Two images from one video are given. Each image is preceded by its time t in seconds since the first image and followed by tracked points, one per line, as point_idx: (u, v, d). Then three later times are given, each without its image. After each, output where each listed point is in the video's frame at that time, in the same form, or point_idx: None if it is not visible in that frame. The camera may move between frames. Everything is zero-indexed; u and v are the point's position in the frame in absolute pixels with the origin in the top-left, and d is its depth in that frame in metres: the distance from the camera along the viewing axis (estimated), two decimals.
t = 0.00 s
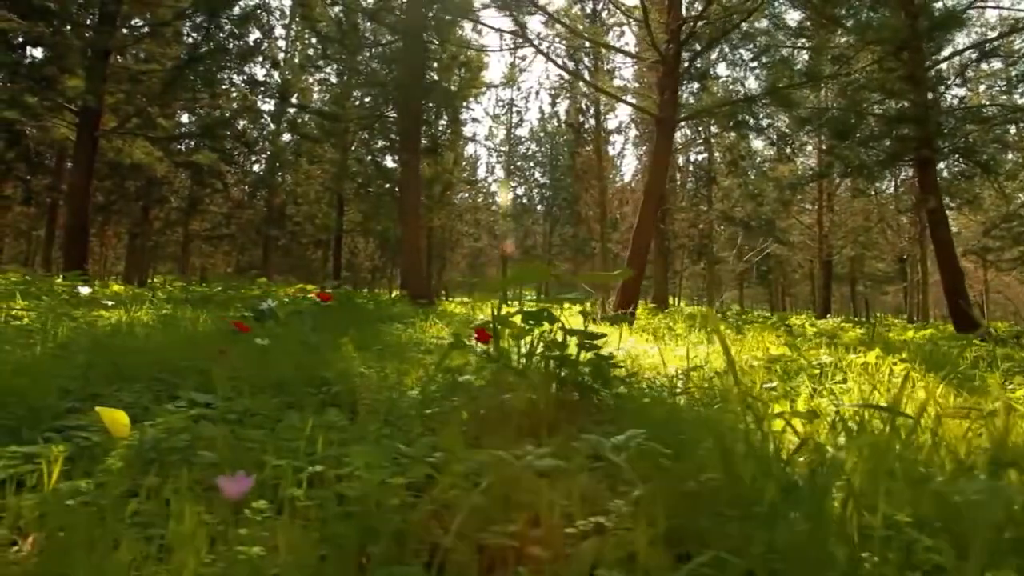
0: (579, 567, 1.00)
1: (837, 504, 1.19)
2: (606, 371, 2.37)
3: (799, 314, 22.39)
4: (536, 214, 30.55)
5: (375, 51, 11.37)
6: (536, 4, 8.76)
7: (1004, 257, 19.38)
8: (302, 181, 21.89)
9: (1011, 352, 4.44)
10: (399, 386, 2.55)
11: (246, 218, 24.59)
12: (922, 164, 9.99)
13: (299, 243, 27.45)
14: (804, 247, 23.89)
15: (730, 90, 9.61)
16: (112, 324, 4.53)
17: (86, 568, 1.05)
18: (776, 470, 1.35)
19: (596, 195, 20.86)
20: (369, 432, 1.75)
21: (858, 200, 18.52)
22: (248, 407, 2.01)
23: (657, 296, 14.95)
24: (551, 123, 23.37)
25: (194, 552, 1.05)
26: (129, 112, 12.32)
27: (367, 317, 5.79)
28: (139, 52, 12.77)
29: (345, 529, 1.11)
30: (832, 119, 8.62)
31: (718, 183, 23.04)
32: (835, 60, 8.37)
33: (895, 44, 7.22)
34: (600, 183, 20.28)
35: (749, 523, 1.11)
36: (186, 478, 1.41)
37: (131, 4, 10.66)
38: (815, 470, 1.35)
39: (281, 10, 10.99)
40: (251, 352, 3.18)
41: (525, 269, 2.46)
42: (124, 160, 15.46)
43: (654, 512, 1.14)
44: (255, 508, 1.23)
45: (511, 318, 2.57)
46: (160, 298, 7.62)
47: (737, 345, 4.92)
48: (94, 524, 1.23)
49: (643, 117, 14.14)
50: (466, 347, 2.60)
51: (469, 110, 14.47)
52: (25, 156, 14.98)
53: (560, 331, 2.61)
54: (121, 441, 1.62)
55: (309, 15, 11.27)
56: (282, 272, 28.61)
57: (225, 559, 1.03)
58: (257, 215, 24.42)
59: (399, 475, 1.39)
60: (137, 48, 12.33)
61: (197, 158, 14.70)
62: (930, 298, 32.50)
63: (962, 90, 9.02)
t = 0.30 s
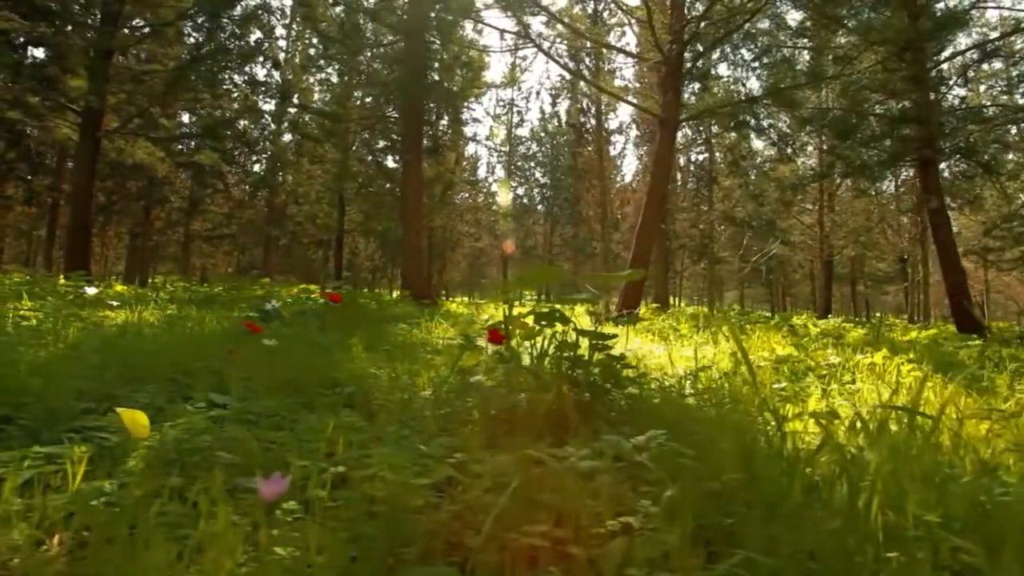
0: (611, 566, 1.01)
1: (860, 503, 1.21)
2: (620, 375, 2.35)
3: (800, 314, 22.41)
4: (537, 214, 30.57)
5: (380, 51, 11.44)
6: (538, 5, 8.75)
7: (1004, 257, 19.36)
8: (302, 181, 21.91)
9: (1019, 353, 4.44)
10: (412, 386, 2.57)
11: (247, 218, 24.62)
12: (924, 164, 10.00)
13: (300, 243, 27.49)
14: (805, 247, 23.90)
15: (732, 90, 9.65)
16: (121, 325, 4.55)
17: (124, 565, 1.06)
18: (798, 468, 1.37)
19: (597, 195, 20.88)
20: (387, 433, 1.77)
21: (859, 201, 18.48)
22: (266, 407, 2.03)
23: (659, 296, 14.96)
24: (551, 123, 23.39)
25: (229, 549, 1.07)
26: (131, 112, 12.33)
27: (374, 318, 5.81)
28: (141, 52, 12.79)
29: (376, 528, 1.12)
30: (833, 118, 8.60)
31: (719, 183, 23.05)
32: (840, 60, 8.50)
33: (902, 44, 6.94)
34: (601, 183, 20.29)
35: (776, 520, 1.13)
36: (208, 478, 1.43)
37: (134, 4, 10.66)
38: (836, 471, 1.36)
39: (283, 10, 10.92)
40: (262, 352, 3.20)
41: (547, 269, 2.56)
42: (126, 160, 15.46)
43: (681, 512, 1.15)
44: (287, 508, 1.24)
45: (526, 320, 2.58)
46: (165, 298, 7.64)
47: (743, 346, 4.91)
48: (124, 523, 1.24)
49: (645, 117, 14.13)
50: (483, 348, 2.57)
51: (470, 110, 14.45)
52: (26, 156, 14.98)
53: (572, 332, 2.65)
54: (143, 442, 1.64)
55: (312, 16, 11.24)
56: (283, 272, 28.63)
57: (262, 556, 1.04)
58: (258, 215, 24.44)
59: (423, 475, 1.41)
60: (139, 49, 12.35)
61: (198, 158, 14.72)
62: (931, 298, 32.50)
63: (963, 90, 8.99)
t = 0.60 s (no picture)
0: (636, 565, 1.02)
1: (879, 501, 1.22)
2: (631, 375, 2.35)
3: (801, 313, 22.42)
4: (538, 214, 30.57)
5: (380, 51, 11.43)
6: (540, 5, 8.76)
7: (1004, 257, 19.37)
8: (303, 181, 21.93)
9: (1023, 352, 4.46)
10: (422, 387, 2.58)
11: (247, 218, 24.62)
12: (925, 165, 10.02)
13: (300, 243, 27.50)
14: (806, 247, 23.92)
15: (733, 90, 9.69)
16: (127, 325, 4.56)
17: (154, 566, 1.08)
18: (817, 469, 1.38)
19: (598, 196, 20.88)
20: (403, 433, 1.78)
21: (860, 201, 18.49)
22: (281, 407, 2.04)
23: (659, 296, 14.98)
24: (551, 123, 23.41)
25: (258, 548, 1.07)
26: (133, 111, 12.33)
27: (377, 319, 5.83)
28: (143, 52, 12.80)
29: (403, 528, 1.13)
30: (835, 118, 8.57)
31: (719, 183, 23.07)
32: (841, 60, 8.39)
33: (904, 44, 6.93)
34: (602, 183, 20.30)
35: (799, 518, 1.14)
36: (229, 478, 1.44)
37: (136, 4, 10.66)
38: (854, 474, 1.38)
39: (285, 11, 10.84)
40: (270, 352, 3.21)
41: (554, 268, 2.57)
42: (127, 160, 15.44)
43: (703, 512, 1.16)
44: (313, 508, 1.26)
45: (535, 319, 2.57)
46: (168, 299, 7.65)
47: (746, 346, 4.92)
48: (149, 523, 1.25)
49: (645, 116, 14.16)
50: (495, 350, 2.51)
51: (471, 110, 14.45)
52: (28, 156, 14.99)
53: (581, 333, 2.64)
54: (161, 442, 1.64)
55: (314, 16, 11.12)
56: (284, 272, 28.64)
57: (294, 555, 1.05)
58: (259, 215, 24.44)
59: (444, 476, 1.42)
60: (140, 49, 12.36)
61: (200, 158, 14.73)
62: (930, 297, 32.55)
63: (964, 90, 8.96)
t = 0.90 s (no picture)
0: (660, 565, 1.03)
1: (897, 503, 1.24)
2: (642, 376, 2.35)
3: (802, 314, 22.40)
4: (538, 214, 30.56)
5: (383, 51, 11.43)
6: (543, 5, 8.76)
7: (1005, 257, 19.34)
8: (304, 180, 21.92)
9: None
10: (432, 387, 2.59)
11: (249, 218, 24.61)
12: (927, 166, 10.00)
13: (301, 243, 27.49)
14: (807, 247, 23.88)
15: (735, 91, 9.69)
16: (132, 325, 4.56)
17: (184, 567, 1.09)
18: (836, 469, 1.40)
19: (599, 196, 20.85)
20: (418, 433, 1.79)
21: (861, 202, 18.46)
22: (294, 409, 2.05)
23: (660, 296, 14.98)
24: (552, 123, 23.40)
25: (285, 549, 1.09)
26: (135, 111, 12.33)
27: (382, 319, 5.83)
28: (144, 52, 12.80)
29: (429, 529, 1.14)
30: (839, 119, 8.51)
31: (720, 183, 23.05)
32: (842, 62, 8.28)
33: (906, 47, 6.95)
34: (603, 183, 20.28)
35: (822, 516, 1.16)
36: (249, 479, 1.45)
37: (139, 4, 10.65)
38: (872, 476, 1.39)
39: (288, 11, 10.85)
40: (278, 352, 3.21)
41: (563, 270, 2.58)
42: (128, 160, 15.45)
43: (726, 512, 1.18)
44: (339, 509, 1.27)
45: (544, 321, 2.57)
46: (171, 299, 7.65)
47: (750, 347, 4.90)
48: (174, 523, 1.26)
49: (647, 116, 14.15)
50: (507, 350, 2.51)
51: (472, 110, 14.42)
52: (29, 156, 14.98)
53: (590, 334, 2.63)
54: (178, 442, 1.65)
55: (316, 16, 11.08)
56: (284, 272, 28.65)
57: (325, 555, 1.07)
58: (259, 214, 24.43)
59: (463, 476, 1.43)
60: (142, 48, 12.36)
61: (202, 158, 14.73)
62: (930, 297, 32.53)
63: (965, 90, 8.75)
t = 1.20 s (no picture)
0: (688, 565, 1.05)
1: (917, 504, 1.25)
2: (653, 379, 2.35)
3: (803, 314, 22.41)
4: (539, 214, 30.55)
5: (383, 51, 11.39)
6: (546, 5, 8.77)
7: (1006, 257, 19.36)
8: (305, 180, 21.94)
9: None
10: (443, 388, 2.61)
11: (250, 218, 24.63)
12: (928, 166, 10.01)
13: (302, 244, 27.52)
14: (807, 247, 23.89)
15: (735, 90, 9.70)
16: (139, 326, 4.58)
17: (211, 565, 1.10)
18: (851, 468, 1.41)
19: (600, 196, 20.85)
20: (434, 434, 1.81)
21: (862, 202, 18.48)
22: (308, 410, 2.06)
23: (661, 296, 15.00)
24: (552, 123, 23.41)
25: (314, 551, 1.10)
26: (137, 112, 12.34)
27: (387, 319, 5.85)
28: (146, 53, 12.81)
29: (451, 526, 1.16)
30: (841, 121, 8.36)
31: (721, 184, 23.06)
32: (844, 62, 8.16)
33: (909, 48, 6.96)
34: (604, 183, 20.29)
35: (841, 516, 1.17)
36: (272, 480, 1.47)
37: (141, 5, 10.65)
38: (885, 476, 1.40)
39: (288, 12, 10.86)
40: (288, 352, 3.23)
41: (576, 272, 2.60)
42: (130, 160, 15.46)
43: (752, 513, 1.19)
44: (363, 510, 1.28)
45: (555, 322, 2.57)
46: (175, 299, 7.67)
47: (755, 347, 4.92)
48: (197, 526, 1.27)
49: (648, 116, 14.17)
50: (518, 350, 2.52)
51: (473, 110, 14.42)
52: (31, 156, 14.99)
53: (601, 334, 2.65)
54: (197, 443, 1.66)
55: (318, 16, 11.12)
56: (285, 272, 28.67)
57: (352, 558, 1.09)
58: (260, 215, 24.45)
59: (482, 477, 1.44)
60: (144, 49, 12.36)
61: (203, 158, 14.75)
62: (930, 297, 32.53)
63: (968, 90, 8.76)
